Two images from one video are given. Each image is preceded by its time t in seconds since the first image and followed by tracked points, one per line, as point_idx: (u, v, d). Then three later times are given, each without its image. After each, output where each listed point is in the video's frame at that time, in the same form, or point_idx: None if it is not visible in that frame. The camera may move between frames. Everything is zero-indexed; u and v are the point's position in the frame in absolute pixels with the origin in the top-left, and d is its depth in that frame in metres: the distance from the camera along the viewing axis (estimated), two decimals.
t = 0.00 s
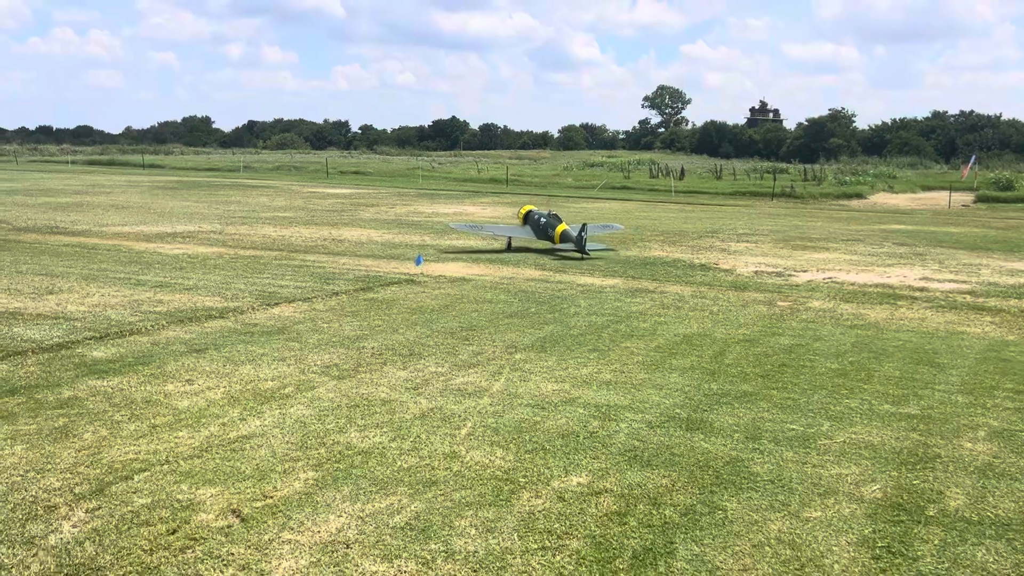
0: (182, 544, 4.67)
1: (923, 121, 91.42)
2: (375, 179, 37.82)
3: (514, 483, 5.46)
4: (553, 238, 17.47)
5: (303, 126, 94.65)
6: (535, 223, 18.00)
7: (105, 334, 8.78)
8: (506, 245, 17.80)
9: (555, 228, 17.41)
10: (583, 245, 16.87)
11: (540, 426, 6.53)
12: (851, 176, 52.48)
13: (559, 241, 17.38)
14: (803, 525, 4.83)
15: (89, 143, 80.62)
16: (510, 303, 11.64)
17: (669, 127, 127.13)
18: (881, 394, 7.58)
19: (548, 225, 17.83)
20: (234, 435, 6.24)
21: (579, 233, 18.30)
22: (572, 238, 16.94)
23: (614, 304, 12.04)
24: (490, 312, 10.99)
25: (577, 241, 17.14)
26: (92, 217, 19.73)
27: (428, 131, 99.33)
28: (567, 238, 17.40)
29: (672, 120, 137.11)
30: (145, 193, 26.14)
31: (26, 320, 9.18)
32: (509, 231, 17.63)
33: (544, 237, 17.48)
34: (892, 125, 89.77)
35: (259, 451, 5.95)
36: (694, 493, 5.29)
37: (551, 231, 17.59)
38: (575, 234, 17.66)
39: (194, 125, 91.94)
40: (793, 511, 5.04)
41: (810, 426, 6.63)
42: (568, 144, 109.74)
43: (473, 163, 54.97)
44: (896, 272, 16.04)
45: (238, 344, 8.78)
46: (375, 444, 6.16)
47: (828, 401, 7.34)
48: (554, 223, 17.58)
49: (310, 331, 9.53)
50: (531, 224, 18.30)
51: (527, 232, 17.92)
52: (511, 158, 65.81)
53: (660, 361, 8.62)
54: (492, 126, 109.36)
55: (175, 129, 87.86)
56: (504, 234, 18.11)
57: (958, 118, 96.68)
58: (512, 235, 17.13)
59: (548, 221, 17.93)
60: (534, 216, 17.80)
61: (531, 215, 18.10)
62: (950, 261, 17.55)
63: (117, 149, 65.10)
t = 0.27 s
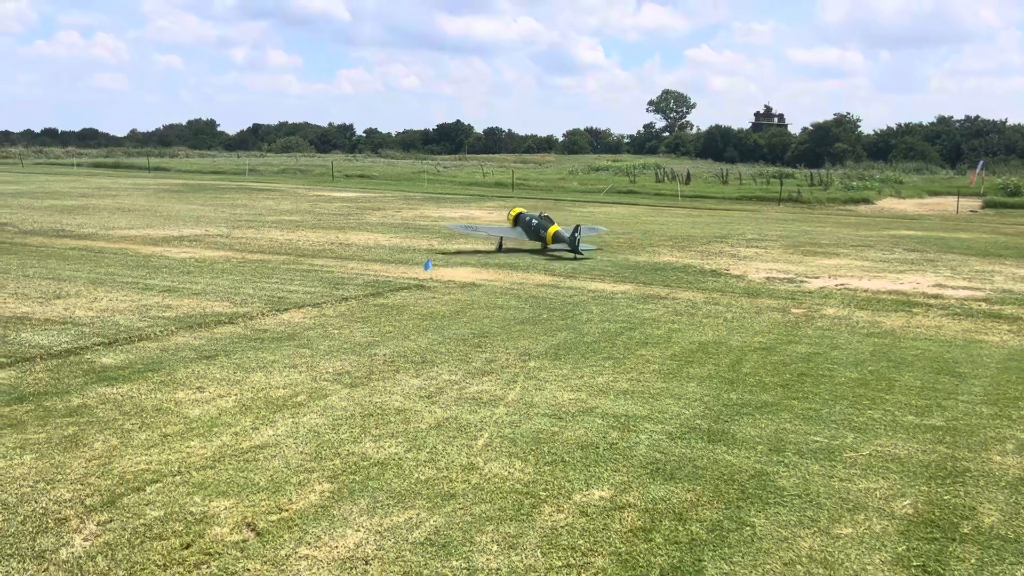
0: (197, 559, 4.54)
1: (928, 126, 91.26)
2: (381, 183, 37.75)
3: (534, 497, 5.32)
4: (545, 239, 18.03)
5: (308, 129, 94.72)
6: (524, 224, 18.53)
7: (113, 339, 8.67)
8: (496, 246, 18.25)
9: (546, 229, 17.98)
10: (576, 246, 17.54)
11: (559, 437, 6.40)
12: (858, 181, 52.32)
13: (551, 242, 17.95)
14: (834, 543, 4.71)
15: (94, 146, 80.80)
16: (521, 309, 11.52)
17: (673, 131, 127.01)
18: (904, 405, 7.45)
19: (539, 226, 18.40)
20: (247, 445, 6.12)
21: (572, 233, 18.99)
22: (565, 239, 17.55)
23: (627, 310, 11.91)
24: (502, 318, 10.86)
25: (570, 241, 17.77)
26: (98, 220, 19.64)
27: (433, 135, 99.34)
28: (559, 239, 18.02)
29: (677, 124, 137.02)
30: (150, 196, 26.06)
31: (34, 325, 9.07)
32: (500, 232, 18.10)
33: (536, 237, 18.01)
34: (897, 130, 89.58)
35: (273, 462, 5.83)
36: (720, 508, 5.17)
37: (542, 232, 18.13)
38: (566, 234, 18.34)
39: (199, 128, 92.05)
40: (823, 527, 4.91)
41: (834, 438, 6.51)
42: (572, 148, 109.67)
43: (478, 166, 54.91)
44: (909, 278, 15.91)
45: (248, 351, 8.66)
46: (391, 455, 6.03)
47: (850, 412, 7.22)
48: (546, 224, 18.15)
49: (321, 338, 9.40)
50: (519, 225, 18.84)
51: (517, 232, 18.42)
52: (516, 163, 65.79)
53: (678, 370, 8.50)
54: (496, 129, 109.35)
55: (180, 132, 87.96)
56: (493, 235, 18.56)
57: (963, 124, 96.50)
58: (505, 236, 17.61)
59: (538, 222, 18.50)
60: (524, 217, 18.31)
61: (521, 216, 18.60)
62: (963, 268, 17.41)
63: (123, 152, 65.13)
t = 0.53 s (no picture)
0: None
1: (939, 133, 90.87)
2: (391, 187, 37.66)
3: (571, 517, 5.14)
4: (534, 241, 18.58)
5: (316, 134, 94.90)
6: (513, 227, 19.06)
7: (131, 347, 8.51)
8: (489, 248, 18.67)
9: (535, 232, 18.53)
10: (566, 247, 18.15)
11: (591, 453, 6.22)
12: (869, 187, 52.03)
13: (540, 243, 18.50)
14: (888, 569, 4.52)
15: (105, 150, 81.08)
16: (541, 318, 11.35)
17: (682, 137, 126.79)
18: (943, 420, 7.25)
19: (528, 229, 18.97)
20: (272, 459, 5.96)
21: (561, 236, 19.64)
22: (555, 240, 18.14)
23: (648, 319, 11.74)
24: (523, 327, 10.70)
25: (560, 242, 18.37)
26: (111, 224, 19.56)
27: (441, 140, 99.38)
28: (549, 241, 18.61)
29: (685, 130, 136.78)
30: (162, 200, 25.98)
31: (51, 332, 8.92)
32: (492, 234, 18.55)
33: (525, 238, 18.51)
34: (907, 136, 89.20)
35: (300, 477, 5.67)
36: (765, 530, 4.98)
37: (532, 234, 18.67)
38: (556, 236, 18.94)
39: (208, 132, 92.33)
40: (874, 552, 4.72)
41: (875, 455, 6.33)
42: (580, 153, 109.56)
43: (488, 171, 54.83)
44: (930, 287, 15.69)
45: (268, 360, 8.50)
46: (420, 470, 5.86)
47: (889, 427, 7.03)
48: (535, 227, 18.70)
49: (341, 346, 9.24)
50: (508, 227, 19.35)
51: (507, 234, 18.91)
52: (525, 168, 65.69)
53: (706, 384, 8.32)
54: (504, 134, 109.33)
55: (190, 136, 88.20)
56: (484, 237, 19.01)
57: (974, 130, 96.04)
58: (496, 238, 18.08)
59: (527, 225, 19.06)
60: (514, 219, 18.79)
61: (510, 219, 19.11)
62: (984, 276, 17.18)
63: (133, 155, 65.33)
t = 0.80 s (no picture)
0: None
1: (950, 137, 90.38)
2: (401, 191, 37.57)
3: (604, 532, 4.99)
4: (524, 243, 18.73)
5: (325, 138, 95.07)
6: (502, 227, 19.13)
7: (148, 352, 8.38)
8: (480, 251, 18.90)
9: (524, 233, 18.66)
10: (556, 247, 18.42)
11: (621, 466, 6.07)
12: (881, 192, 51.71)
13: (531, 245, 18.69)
14: None
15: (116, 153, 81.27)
16: (560, 324, 11.18)
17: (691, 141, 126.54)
18: (978, 432, 7.07)
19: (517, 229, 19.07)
20: (295, 470, 5.82)
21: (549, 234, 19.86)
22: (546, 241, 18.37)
23: (668, 326, 11.57)
24: (541, 334, 10.55)
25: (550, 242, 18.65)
26: (124, 228, 19.50)
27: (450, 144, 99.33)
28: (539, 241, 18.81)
29: (693, 134, 136.50)
30: (173, 203, 25.94)
31: (66, 337, 8.79)
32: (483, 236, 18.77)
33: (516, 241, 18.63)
34: (918, 141, 88.73)
35: (324, 488, 5.53)
36: (807, 548, 4.83)
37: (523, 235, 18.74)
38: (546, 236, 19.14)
39: (217, 136, 92.63)
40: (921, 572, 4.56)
41: (913, 468, 6.16)
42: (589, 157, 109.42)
43: (497, 176, 54.75)
44: (951, 294, 15.47)
45: (286, 367, 8.37)
46: (446, 482, 5.72)
47: (923, 439, 6.86)
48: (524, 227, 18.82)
49: (359, 353, 9.10)
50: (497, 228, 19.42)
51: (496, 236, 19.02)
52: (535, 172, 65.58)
53: (733, 394, 8.16)
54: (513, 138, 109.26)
55: (200, 140, 88.45)
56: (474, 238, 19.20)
57: (985, 135, 95.46)
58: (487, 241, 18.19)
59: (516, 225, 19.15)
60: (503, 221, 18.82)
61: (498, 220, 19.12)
62: (1005, 283, 16.95)
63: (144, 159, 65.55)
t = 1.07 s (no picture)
0: None
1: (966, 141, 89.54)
2: (415, 195, 37.47)
3: (647, 548, 4.79)
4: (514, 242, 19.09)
5: (338, 141, 95.33)
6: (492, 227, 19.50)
7: (169, 356, 8.23)
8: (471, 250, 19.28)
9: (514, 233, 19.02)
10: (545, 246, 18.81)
11: (659, 479, 5.87)
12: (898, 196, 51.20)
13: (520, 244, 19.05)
14: None
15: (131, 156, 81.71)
16: (584, 329, 10.98)
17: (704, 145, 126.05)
18: None
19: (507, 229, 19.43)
20: (323, 480, 5.64)
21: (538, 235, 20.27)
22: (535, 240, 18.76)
23: (693, 331, 11.35)
24: (566, 338, 10.35)
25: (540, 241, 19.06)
26: (140, 230, 19.45)
27: (462, 148, 99.33)
28: (528, 240, 19.21)
29: (706, 138, 135.94)
30: (189, 206, 25.92)
31: (86, 340, 8.66)
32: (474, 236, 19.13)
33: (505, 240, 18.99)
34: (934, 144, 87.94)
35: (353, 500, 5.35)
36: (861, 569, 4.61)
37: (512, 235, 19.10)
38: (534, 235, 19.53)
39: (231, 140, 93.07)
40: None
41: (963, 483, 5.93)
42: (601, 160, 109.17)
43: (510, 179, 54.63)
44: (980, 299, 15.16)
45: (309, 373, 8.20)
46: (478, 494, 5.53)
47: (971, 452, 6.62)
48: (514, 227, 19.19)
49: (382, 358, 8.93)
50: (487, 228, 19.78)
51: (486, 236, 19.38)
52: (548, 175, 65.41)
53: (767, 404, 7.94)
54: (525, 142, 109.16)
55: (214, 143, 88.85)
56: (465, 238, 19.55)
57: (1002, 139, 94.51)
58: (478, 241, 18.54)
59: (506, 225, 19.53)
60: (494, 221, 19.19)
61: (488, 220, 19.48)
62: None
63: (159, 163, 65.88)
